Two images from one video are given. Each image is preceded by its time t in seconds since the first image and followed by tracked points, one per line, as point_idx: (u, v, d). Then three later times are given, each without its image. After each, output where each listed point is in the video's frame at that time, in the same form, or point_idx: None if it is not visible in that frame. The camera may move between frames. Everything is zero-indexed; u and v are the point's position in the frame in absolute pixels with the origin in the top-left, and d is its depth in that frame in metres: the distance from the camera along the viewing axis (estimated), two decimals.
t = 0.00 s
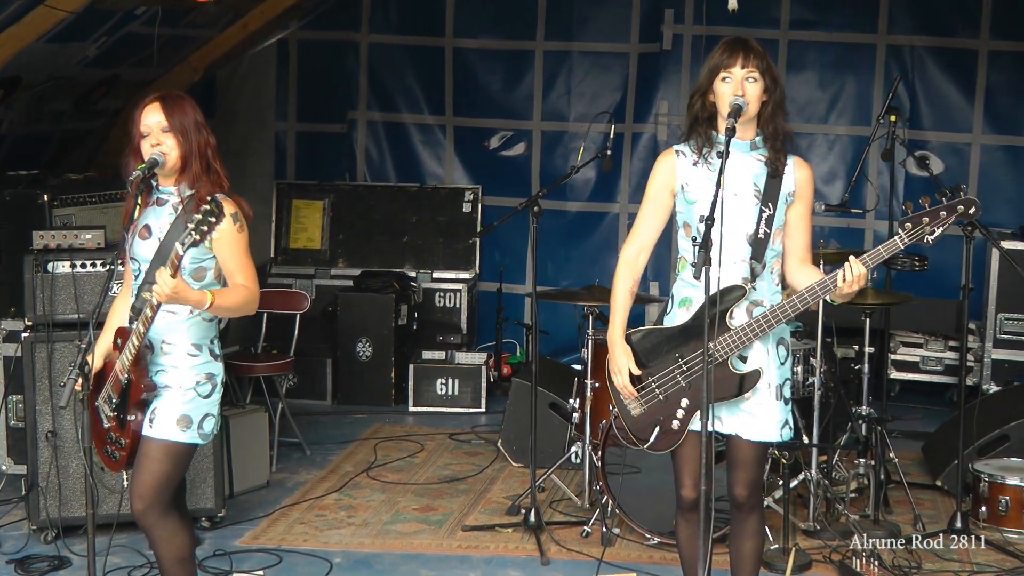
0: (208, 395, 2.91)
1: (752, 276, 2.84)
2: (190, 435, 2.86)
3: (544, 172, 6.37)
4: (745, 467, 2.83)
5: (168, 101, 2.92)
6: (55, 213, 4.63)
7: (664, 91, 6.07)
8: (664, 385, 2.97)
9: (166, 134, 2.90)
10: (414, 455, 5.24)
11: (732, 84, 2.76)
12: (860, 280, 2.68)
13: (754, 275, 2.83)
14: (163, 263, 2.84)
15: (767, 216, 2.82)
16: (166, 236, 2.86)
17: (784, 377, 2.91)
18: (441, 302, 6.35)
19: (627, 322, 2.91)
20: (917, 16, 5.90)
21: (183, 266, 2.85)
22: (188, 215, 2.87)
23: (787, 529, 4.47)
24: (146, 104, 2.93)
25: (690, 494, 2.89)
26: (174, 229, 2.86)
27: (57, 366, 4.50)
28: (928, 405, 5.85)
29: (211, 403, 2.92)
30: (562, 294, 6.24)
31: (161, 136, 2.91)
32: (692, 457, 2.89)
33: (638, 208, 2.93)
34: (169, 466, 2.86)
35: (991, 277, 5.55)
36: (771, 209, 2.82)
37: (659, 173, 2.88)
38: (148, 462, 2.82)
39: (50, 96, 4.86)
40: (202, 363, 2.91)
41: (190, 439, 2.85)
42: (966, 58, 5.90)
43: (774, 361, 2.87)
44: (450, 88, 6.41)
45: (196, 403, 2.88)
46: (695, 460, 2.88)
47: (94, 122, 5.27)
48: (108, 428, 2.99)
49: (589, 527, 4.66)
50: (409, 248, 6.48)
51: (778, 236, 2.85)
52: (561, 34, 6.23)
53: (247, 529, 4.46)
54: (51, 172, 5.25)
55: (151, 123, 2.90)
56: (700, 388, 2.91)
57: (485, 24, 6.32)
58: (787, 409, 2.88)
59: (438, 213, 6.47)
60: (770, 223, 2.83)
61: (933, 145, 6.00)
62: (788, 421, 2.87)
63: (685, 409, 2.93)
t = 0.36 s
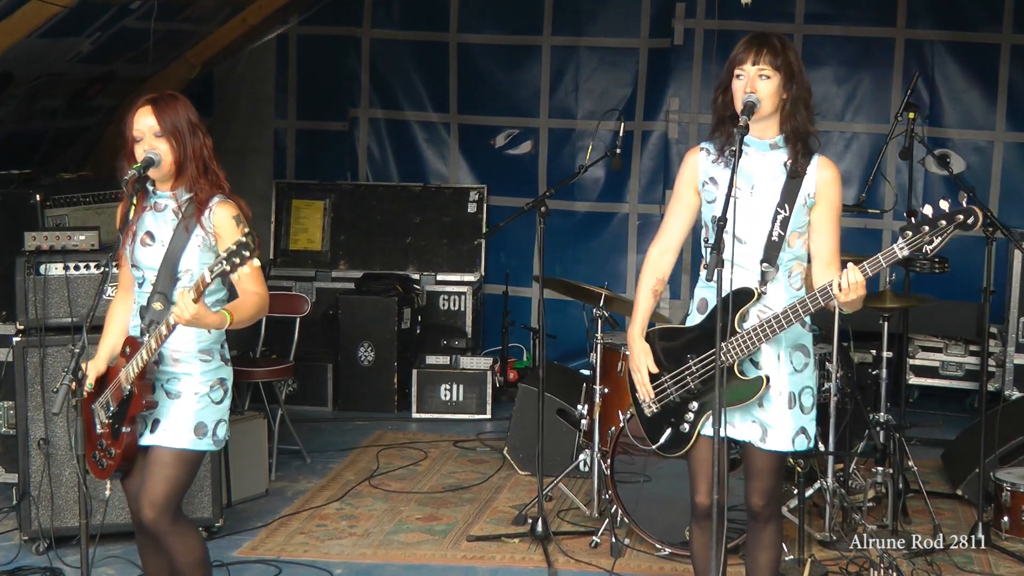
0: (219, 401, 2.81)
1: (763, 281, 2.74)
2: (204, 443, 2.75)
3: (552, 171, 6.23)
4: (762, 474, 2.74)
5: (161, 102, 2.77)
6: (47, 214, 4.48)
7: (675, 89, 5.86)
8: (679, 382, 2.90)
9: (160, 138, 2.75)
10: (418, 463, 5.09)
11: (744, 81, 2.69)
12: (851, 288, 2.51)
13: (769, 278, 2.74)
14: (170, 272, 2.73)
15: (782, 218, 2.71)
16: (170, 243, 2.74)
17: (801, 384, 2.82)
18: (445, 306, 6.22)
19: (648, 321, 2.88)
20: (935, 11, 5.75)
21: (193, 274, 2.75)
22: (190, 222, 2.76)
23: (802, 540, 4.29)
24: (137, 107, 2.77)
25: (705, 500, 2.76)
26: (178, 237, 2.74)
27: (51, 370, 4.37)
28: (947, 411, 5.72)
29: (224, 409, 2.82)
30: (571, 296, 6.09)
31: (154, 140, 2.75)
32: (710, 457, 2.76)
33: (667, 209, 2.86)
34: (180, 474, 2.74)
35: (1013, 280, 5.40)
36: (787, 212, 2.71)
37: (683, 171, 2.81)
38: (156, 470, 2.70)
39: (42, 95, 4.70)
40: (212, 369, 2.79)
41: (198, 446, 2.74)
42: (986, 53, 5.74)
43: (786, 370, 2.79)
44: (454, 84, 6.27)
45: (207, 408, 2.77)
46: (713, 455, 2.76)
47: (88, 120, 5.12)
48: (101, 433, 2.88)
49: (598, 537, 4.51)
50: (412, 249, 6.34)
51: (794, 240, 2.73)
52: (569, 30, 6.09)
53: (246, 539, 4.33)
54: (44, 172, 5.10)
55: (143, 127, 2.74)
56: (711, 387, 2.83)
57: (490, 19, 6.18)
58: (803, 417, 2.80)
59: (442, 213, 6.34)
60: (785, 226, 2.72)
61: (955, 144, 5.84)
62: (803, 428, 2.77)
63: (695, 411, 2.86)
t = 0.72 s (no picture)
0: (251, 408, 2.86)
1: (781, 287, 2.74)
2: (246, 452, 2.81)
3: (561, 170, 6.09)
4: (784, 482, 2.76)
5: (155, 118, 2.74)
6: (41, 216, 4.34)
7: (686, 86, 5.75)
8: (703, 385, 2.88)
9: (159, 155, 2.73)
10: (423, 471, 4.91)
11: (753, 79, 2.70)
12: (846, 297, 2.47)
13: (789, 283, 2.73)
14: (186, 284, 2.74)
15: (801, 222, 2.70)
16: (184, 254, 2.75)
17: (826, 389, 2.79)
18: (450, 309, 6.07)
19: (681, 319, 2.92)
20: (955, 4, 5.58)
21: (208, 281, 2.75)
22: (201, 233, 2.76)
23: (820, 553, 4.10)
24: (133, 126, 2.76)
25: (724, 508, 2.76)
26: (189, 250, 2.75)
27: (45, 376, 4.24)
28: (969, 418, 5.58)
29: (257, 415, 2.86)
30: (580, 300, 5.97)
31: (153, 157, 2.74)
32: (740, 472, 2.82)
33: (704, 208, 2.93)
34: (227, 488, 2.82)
35: None
36: (807, 216, 2.70)
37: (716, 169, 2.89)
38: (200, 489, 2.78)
39: (35, 92, 4.55)
40: (240, 378, 2.82)
41: (241, 459, 2.80)
42: (1009, 47, 5.54)
43: (805, 376, 2.76)
44: (459, 81, 6.13)
45: (243, 418, 2.81)
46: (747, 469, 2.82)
47: (82, 118, 4.98)
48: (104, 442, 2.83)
49: (609, 548, 4.35)
50: (417, 250, 6.21)
51: (815, 244, 2.72)
52: (577, 25, 5.94)
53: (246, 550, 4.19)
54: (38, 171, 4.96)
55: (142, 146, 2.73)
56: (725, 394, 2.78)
57: (496, 14, 6.04)
58: (828, 425, 2.77)
59: (447, 214, 6.20)
60: (805, 229, 2.71)
61: (978, 141, 5.67)
62: (825, 436, 2.76)
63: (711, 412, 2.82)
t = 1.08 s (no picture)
0: (310, 395, 2.80)
1: (790, 288, 2.70)
2: (304, 440, 2.76)
3: (566, 167, 5.96)
4: (800, 487, 2.70)
5: (182, 126, 2.68)
6: (29, 212, 4.18)
7: (696, 79, 5.57)
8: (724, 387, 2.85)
9: (187, 164, 2.67)
10: (423, 477, 4.72)
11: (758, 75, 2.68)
12: (845, 304, 2.47)
13: (801, 284, 2.69)
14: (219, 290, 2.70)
15: (811, 221, 2.65)
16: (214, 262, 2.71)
17: (843, 391, 2.72)
18: (452, 310, 5.93)
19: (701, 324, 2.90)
20: None
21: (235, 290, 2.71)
22: (235, 242, 2.70)
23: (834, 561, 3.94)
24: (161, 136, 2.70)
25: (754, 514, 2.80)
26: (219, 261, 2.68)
27: (33, 379, 4.10)
28: (986, 422, 5.43)
29: (315, 402, 2.81)
30: (586, 300, 5.81)
31: (181, 166, 2.68)
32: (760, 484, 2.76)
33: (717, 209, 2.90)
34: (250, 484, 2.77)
35: None
36: (817, 215, 2.65)
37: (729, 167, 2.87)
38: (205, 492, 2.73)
39: (22, 85, 4.40)
40: (295, 368, 2.77)
41: (299, 447, 2.74)
42: None
43: (821, 377, 2.69)
44: (460, 74, 6.00)
45: (300, 405, 2.76)
46: (763, 477, 2.76)
47: (71, 112, 4.83)
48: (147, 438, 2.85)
49: (616, 556, 4.20)
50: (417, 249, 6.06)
51: (827, 243, 2.67)
52: (582, 17, 5.80)
53: (241, 559, 4.05)
54: (25, 168, 4.80)
55: (168, 156, 2.67)
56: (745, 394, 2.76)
57: (499, 5, 5.89)
58: (846, 427, 2.70)
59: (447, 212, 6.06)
60: (816, 229, 2.66)
61: (999, 136, 5.47)
62: (841, 439, 2.68)
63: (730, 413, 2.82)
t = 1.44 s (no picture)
0: (336, 395, 2.78)
1: (800, 290, 2.69)
2: (326, 439, 2.73)
3: (565, 163, 5.81)
4: (812, 486, 2.68)
5: (215, 147, 2.64)
6: (11, 209, 4.04)
7: (699, 73, 5.44)
8: (741, 389, 2.88)
9: (217, 185, 2.64)
10: (417, 483, 4.56)
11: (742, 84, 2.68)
12: (849, 307, 2.49)
13: (809, 285, 2.68)
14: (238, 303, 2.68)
15: (815, 221, 2.64)
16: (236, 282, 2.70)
17: (863, 387, 2.71)
18: (447, 310, 5.79)
19: (716, 333, 2.93)
20: None
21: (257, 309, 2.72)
22: (260, 266, 2.69)
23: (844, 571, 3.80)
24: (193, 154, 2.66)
25: (775, 514, 2.80)
26: (245, 281, 2.69)
27: (13, 381, 3.95)
28: (998, 427, 5.28)
29: (341, 403, 2.79)
30: (586, 300, 5.69)
31: (211, 187, 2.64)
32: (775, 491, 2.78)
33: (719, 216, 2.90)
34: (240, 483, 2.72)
35: None
36: (820, 215, 2.64)
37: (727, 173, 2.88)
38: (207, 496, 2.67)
39: (3, 77, 4.25)
40: (320, 369, 2.76)
41: (320, 443, 2.71)
42: None
43: (841, 375, 2.69)
44: (457, 68, 5.86)
45: (324, 402, 2.74)
46: (778, 479, 2.78)
47: (54, 105, 4.69)
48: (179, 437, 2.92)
49: (617, 565, 4.07)
50: (412, 248, 5.93)
51: (835, 242, 2.66)
52: (583, 9, 5.66)
53: (227, 567, 3.89)
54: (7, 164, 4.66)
55: (200, 176, 2.64)
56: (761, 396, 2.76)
57: None
58: (865, 423, 2.71)
59: (444, 210, 5.92)
60: (821, 229, 2.65)
61: (1012, 131, 5.33)
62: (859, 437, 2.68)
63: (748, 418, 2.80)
